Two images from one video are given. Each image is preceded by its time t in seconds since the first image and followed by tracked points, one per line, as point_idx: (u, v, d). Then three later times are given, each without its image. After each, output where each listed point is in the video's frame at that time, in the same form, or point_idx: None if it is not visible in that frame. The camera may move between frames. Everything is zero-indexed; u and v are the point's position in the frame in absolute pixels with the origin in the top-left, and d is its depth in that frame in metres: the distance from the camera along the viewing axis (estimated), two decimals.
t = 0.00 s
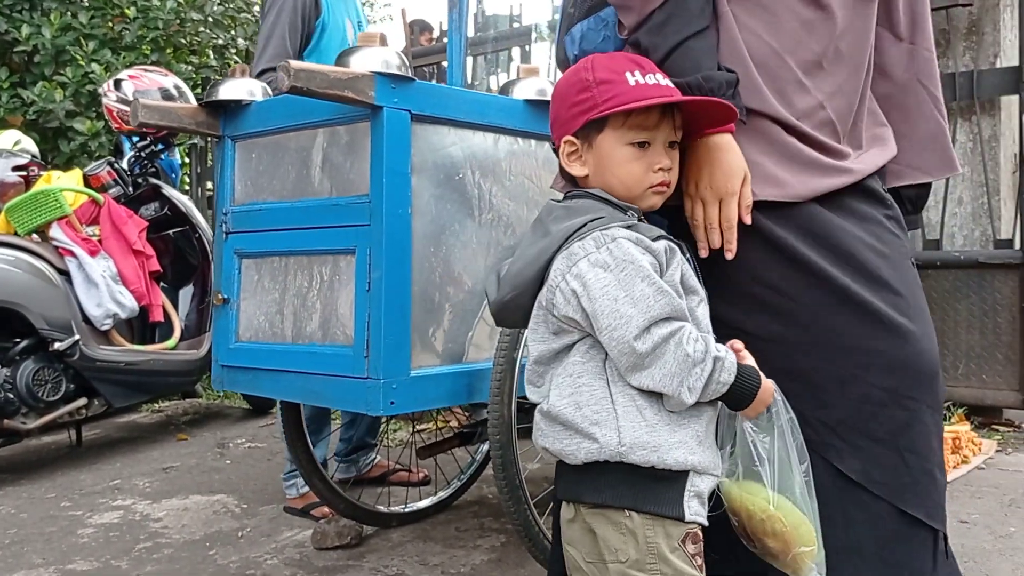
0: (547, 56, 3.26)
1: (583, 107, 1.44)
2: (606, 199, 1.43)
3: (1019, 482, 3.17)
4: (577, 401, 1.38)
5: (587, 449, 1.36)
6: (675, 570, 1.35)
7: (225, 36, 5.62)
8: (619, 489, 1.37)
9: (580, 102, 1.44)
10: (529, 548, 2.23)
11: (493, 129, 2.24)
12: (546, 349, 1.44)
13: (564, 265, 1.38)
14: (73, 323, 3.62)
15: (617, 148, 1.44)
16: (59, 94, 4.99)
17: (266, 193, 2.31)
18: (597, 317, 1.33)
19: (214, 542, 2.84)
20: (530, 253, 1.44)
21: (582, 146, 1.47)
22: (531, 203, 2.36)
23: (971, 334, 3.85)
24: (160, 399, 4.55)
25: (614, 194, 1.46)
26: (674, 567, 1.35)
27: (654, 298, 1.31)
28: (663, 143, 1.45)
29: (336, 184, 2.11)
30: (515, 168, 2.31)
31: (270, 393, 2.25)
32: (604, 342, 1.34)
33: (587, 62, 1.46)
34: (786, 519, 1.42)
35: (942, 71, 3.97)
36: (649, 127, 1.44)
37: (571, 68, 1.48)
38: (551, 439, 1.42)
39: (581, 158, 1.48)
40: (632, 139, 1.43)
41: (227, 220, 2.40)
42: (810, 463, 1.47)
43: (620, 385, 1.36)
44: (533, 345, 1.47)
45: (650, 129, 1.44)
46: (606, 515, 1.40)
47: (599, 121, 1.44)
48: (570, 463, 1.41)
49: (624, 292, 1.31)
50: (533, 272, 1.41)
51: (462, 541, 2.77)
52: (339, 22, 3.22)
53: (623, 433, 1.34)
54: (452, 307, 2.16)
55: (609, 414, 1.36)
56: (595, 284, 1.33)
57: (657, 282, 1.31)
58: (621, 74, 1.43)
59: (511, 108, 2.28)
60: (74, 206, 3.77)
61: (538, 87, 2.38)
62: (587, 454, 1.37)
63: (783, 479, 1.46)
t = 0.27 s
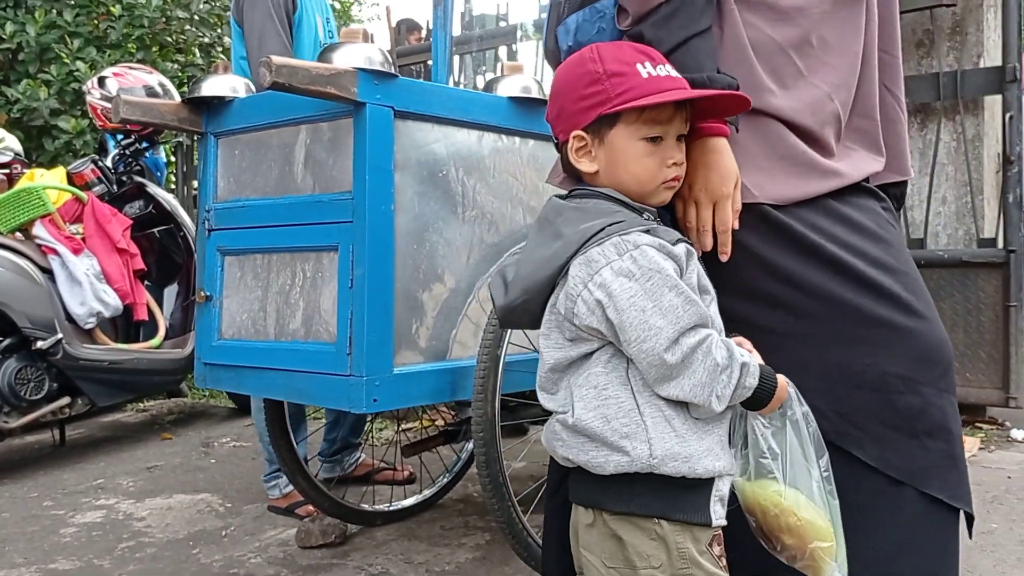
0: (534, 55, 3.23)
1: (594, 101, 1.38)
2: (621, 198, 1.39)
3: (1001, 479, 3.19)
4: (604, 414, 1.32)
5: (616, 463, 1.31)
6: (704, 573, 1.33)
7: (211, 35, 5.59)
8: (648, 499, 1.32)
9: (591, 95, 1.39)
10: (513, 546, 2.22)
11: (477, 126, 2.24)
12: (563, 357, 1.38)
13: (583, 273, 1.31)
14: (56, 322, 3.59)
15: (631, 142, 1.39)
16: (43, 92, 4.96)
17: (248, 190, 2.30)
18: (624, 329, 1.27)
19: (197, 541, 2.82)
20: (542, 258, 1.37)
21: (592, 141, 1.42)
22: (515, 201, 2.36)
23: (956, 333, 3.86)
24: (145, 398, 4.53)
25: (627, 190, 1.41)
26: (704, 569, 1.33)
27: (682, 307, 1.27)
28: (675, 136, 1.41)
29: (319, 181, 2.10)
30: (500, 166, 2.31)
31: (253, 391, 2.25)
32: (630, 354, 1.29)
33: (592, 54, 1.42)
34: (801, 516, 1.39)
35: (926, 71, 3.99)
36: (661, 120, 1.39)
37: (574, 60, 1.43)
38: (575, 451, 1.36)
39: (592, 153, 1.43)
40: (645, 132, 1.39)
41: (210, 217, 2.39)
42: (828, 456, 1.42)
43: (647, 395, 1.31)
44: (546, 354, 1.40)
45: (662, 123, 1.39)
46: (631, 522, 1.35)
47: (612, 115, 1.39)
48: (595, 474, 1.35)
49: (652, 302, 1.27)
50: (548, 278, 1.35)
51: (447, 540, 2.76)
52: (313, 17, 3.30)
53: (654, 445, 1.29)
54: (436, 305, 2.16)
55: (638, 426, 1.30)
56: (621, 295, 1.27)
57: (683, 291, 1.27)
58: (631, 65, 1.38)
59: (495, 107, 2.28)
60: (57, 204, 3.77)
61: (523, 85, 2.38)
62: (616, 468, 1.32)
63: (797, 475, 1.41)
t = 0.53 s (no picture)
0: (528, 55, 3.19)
1: (630, 87, 1.35)
2: (646, 194, 1.37)
3: (992, 476, 3.20)
4: (626, 418, 1.31)
5: (635, 467, 1.30)
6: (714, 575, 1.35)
7: (203, 34, 5.57)
8: (662, 502, 1.33)
9: (626, 81, 1.36)
10: (505, 543, 2.22)
11: (467, 124, 2.23)
12: (581, 356, 1.35)
13: (611, 272, 1.28)
14: (47, 321, 3.58)
15: (666, 131, 1.37)
16: (34, 91, 4.94)
17: (239, 188, 2.30)
18: (654, 333, 1.25)
19: (189, 541, 2.82)
20: (563, 253, 1.34)
21: (624, 129, 1.38)
22: (507, 199, 2.36)
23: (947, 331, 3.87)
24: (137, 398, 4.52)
25: (659, 180, 1.39)
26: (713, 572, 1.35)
27: (713, 315, 1.25)
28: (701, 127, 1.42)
29: (310, 179, 2.10)
30: (491, 164, 2.30)
31: (244, 389, 2.24)
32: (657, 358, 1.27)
33: (621, 40, 1.39)
34: (824, 513, 1.43)
35: (917, 71, 4.00)
36: (692, 110, 1.39)
37: (598, 46, 1.40)
38: (590, 453, 1.34)
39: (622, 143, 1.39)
40: (680, 121, 1.38)
41: (201, 215, 2.39)
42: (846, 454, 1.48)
43: (669, 399, 1.30)
44: (561, 351, 1.37)
45: (694, 113, 1.40)
46: (642, 523, 1.36)
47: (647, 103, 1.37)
48: (609, 475, 1.34)
49: (683, 307, 1.25)
50: (570, 276, 1.32)
51: (439, 538, 2.76)
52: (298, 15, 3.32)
53: (676, 450, 1.29)
54: (427, 303, 2.16)
55: (660, 431, 1.29)
56: (654, 298, 1.25)
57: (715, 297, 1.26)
58: (664, 53, 1.38)
59: (488, 105, 2.28)
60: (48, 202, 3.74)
61: (514, 83, 2.38)
62: (635, 472, 1.31)
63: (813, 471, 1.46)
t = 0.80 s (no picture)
0: (524, 56, 3.21)
1: (651, 81, 1.35)
2: (666, 194, 1.38)
3: (989, 475, 3.20)
4: (647, 424, 1.31)
5: (655, 472, 1.32)
6: None
7: (200, 33, 5.57)
8: (678, 506, 1.35)
9: (646, 75, 1.36)
10: (502, 542, 2.21)
11: (462, 123, 2.23)
12: (597, 359, 1.34)
13: (635, 274, 1.27)
14: (43, 321, 3.58)
15: (685, 125, 1.39)
16: (30, 90, 4.93)
17: (235, 187, 2.30)
18: (678, 338, 1.25)
19: (186, 540, 2.81)
20: (580, 253, 1.32)
21: (643, 125, 1.38)
22: (504, 198, 2.36)
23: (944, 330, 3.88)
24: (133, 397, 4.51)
25: (678, 173, 1.41)
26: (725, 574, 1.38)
27: (735, 320, 1.26)
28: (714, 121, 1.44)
29: (307, 178, 2.10)
30: (488, 162, 2.30)
31: (241, 389, 2.24)
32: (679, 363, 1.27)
33: (634, 34, 1.39)
34: (820, 557, 1.52)
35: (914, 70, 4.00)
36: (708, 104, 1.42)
37: (611, 41, 1.39)
38: (606, 458, 1.34)
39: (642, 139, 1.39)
40: (698, 115, 1.40)
41: (197, 214, 2.38)
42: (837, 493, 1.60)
43: (687, 404, 1.31)
44: (575, 353, 1.36)
45: (710, 107, 1.42)
46: (657, 527, 1.37)
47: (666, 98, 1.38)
48: (626, 479, 1.35)
49: (707, 311, 1.24)
50: (590, 277, 1.30)
51: (436, 537, 2.76)
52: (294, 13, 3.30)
53: (695, 456, 1.31)
54: (424, 302, 2.16)
55: (680, 436, 1.31)
56: (680, 303, 1.24)
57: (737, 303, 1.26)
58: (677, 47, 1.39)
59: (484, 103, 2.28)
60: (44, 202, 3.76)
61: (511, 81, 2.39)
62: (654, 477, 1.32)
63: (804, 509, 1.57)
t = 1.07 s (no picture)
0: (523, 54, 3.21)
1: (660, 71, 1.35)
2: (671, 193, 1.38)
3: (988, 474, 3.20)
4: (652, 430, 1.31)
5: (660, 478, 1.32)
6: None
7: (199, 32, 5.57)
8: (683, 510, 1.35)
9: (656, 65, 1.35)
10: (502, 542, 2.21)
11: (462, 121, 2.22)
12: (599, 362, 1.33)
13: (640, 276, 1.26)
14: (42, 321, 3.57)
15: (693, 118, 1.39)
16: (29, 89, 4.92)
17: (235, 186, 2.29)
18: (682, 343, 1.25)
19: (185, 539, 2.81)
20: (582, 255, 1.32)
21: (653, 116, 1.37)
22: (504, 197, 2.36)
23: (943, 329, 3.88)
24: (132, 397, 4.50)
25: (687, 166, 1.40)
26: None
27: (739, 325, 1.25)
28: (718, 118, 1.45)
29: (306, 176, 2.09)
30: (487, 161, 2.30)
31: (241, 388, 2.24)
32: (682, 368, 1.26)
33: (642, 25, 1.39)
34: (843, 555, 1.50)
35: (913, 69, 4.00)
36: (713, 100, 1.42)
37: (618, 32, 1.39)
38: (610, 463, 1.35)
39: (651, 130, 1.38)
40: (705, 109, 1.40)
41: (196, 212, 2.38)
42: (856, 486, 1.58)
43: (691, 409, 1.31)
44: (577, 357, 1.36)
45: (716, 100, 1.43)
46: (662, 532, 1.37)
47: (676, 90, 1.37)
48: (631, 485, 1.35)
49: (711, 316, 1.24)
50: (594, 279, 1.30)
51: (435, 536, 2.76)
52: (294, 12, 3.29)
53: (701, 461, 1.31)
54: (424, 300, 2.16)
55: (685, 441, 1.31)
56: (684, 307, 1.24)
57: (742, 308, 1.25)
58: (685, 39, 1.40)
59: (484, 101, 2.27)
60: (43, 201, 3.75)
61: (511, 79, 2.38)
62: (658, 483, 1.32)
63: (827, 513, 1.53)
